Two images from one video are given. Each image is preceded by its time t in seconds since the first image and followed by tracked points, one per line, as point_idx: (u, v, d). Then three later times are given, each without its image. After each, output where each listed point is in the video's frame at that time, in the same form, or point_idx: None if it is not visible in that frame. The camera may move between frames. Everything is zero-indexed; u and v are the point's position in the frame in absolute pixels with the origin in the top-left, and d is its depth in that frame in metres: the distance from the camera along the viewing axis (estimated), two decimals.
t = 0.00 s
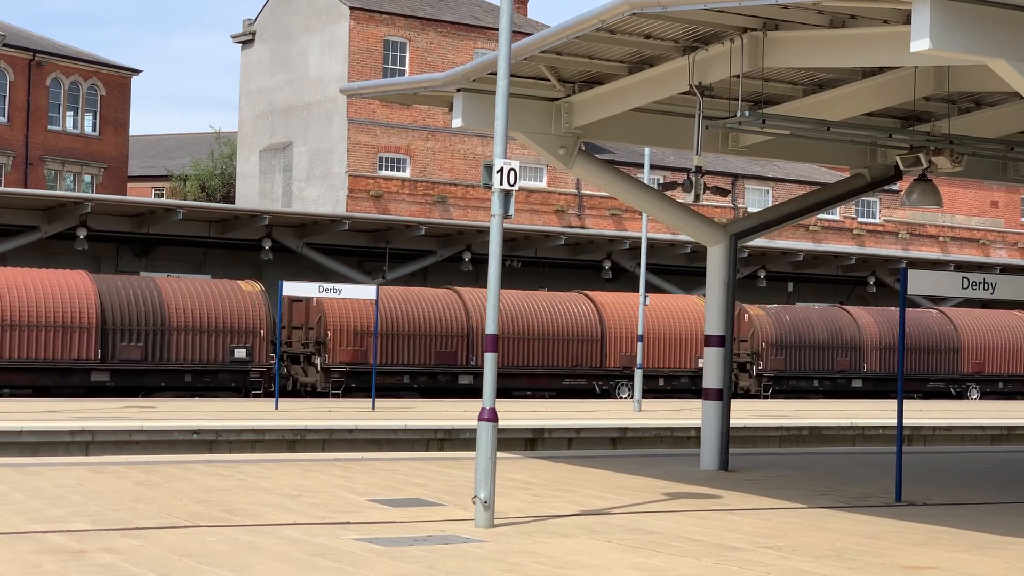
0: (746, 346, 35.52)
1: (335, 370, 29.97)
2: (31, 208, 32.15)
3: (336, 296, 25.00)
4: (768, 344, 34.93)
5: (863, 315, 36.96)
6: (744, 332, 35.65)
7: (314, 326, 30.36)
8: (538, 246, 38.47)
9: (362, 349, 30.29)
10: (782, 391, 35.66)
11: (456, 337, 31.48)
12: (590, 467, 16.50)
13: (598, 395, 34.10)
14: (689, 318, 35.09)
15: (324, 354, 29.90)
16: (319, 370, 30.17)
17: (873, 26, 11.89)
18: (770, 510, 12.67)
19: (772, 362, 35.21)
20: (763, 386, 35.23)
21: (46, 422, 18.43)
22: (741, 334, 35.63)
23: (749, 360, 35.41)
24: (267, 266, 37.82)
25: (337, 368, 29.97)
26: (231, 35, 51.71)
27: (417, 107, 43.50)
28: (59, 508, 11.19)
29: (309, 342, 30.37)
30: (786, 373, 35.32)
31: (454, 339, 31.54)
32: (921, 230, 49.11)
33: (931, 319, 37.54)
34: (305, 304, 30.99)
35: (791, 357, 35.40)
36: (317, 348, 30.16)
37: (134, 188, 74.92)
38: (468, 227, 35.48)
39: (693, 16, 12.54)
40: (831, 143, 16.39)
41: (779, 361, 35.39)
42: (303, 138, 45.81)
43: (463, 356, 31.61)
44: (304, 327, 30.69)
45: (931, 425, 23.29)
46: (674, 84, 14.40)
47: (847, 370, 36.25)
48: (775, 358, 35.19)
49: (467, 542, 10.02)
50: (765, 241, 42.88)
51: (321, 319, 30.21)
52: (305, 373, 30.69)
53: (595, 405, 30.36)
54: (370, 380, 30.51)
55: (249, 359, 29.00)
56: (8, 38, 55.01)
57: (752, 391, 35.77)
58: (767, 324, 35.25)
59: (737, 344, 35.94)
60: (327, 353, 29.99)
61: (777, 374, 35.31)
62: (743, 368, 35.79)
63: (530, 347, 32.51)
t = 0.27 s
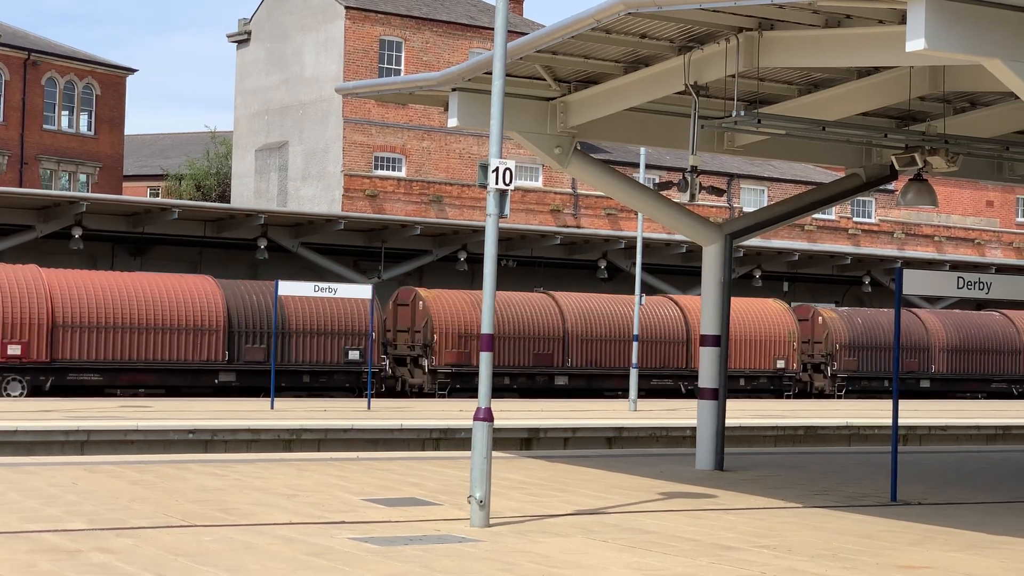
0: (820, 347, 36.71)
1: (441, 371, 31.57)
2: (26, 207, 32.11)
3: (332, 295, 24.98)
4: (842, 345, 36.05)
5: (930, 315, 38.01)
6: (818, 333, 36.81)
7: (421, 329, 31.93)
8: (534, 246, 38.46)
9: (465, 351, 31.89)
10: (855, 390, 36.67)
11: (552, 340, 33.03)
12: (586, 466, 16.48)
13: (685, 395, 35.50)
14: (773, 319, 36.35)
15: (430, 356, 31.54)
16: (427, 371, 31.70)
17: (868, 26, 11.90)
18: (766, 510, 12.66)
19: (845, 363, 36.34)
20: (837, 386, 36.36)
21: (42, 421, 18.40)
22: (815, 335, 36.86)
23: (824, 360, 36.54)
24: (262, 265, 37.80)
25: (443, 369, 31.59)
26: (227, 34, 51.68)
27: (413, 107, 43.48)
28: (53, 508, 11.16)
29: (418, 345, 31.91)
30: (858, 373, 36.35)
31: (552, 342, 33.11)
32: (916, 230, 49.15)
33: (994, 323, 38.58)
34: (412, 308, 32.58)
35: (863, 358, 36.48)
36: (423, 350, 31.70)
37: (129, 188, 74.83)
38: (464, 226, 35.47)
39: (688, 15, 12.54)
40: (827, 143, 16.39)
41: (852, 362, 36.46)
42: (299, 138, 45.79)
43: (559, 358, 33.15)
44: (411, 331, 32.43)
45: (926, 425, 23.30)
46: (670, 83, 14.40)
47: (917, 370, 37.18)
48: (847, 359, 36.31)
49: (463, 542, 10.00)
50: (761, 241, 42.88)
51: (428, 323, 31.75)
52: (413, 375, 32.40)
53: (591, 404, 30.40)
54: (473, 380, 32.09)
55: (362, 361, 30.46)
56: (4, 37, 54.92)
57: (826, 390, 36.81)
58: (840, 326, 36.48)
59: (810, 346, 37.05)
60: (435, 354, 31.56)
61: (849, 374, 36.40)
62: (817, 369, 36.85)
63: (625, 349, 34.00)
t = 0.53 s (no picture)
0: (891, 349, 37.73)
1: (541, 374, 32.37)
2: (23, 207, 32.08)
3: (329, 295, 24.96)
4: (913, 348, 36.95)
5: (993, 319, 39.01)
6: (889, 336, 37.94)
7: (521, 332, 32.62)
8: (531, 246, 38.45)
9: (562, 353, 32.69)
10: (924, 392, 37.55)
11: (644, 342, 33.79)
12: (583, 466, 16.48)
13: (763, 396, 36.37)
14: (845, 323, 37.25)
15: (531, 359, 32.36)
16: (526, 373, 32.55)
17: (865, 26, 11.91)
18: (763, 510, 12.67)
19: (916, 365, 37.00)
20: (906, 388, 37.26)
21: (39, 421, 18.39)
22: (885, 338, 38.12)
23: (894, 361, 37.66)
24: (259, 265, 37.78)
25: (542, 372, 32.39)
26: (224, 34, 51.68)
27: (410, 107, 43.48)
28: (50, 508, 11.15)
29: (518, 347, 32.71)
30: (927, 375, 37.12)
31: (643, 345, 33.89)
32: (913, 230, 49.19)
33: None
34: (510, 312, 33.27)
35: (934, 360, 37.42)
36: (524, 353, 32.50)
37: (126, 188, 74.81)
38: (461, 227, 35.46)
39: (686, 16, 12.53)
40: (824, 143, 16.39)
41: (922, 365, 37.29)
42: (296, 138, 45.77)
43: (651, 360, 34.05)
44: (511, 334, 33.12)
45: (923, 425, 23.31)
46: (666, 84, 14.40)
47: (983, 372, 37.88)
48: (917, 361, 37.20)
49: (460, 542, 10.00)
50: (758, 241, 42.87)
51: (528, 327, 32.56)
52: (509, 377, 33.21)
53: (589, 404, 30.38)
54: (568, 382, 32.96)
55: (467, 364, 31.70)
56: (1, 38, 54.84)
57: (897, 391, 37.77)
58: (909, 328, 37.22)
59: (880, 349, 38.29)
60: (534, 358, 32.41)
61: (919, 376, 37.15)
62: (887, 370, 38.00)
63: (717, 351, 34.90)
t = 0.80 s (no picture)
0: (957, 353, 38.94)
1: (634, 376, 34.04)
2: (21, 207, 32.06)
3: (328, 296, 24.97)
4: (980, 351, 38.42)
5: None
6: (955, 340, 39.00)
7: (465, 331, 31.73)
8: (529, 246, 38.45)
9: (652, 356, 34.36)
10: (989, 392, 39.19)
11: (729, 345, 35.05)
12: (580, 467, 16.51)
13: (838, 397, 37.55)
14: (917, 326, 38.45)
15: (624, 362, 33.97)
16: (617, 375, 34.31)
17: (863, 28, 11.91)
18: (760, 510, 12.68)
19: (981, 367, 38.69)
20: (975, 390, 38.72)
21: (37, 422, 18.39)
22: (952, 341, 39.04)
23: (961, 364, 38.77)
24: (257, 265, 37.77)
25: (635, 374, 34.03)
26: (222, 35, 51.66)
27: (408, 107, 43.48)
28: (47, 508, 11.15)
29: (609, 351, 34.31)
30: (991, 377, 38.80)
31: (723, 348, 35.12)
32: (911, 231, 49.22)
33: None
34: (602, 316, 34.78)
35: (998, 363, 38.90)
36: (617, 356, 34.13)
37: (124, 188, 74.76)
38: (459, 227, 35.44)
39: (684, 16, 12.52)
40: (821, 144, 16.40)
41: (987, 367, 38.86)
42: (294, 138, 45.75)
43: (733, 362, 35.22)
44: (604, 337, 34.57)
45: (921, 426, 23.33)
46: (665, 84, 14.40)
47: None
48: (983, 363, 38.69)
49: (457, 542, 10.01)
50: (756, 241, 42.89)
51: (621, 330, 34.12)
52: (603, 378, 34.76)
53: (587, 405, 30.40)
54: (658, 384, 34.59)
55: (565, 366, 33.02)
56: None
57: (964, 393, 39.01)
58: (977, 333, 38.71)
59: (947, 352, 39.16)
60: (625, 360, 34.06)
61: (984, 377, 38.86)
62: (954, 373, 38.97)
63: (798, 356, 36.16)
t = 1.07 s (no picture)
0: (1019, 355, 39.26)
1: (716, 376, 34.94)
2: (18, 207, 32.02)
3: (325, 296, 24.96)
4: None
5: None
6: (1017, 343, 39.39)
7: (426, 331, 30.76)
8: (527, 246, 38.43)
9: (734, 358, 35.25)
10: None
11: (803, 347, 36.01)
12: (578, 467, 16.53)
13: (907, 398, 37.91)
14: (981, 330, 38.69)
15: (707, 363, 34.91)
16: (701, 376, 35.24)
17: (861, 28, 11.93)
18: (757, 510, 12.70)
19: None
20: None
21: (33, 422, 18.39)
22: (1015, 344, 39.40)
23: None
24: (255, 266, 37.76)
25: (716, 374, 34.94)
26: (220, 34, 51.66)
27: (406, 107, 43.48)
28: (45, 508, 11.16)
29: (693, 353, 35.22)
30: None
31: (802, 350, 36.09)
32: (908, 232, 49.25)
33: None
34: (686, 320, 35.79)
35: None
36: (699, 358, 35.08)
37: (122, 189, 74.74)
38: (456, 227, 35.42)
39: (682, 16, 12.53)
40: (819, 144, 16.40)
41: None
42: (292, 139, 45.74)
43: None
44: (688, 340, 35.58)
45: (918, 426, 23.34)
46: (663, 84, 14.40)
47: None
48: None
49: (455, 542, 10.02)
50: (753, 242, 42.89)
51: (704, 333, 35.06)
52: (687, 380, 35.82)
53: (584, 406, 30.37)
54: (738, 384, 35.42)
55: (654, 368, 33.93)
56: None
57: None
58: None
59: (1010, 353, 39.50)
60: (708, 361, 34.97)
61: None
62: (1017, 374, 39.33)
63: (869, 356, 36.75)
